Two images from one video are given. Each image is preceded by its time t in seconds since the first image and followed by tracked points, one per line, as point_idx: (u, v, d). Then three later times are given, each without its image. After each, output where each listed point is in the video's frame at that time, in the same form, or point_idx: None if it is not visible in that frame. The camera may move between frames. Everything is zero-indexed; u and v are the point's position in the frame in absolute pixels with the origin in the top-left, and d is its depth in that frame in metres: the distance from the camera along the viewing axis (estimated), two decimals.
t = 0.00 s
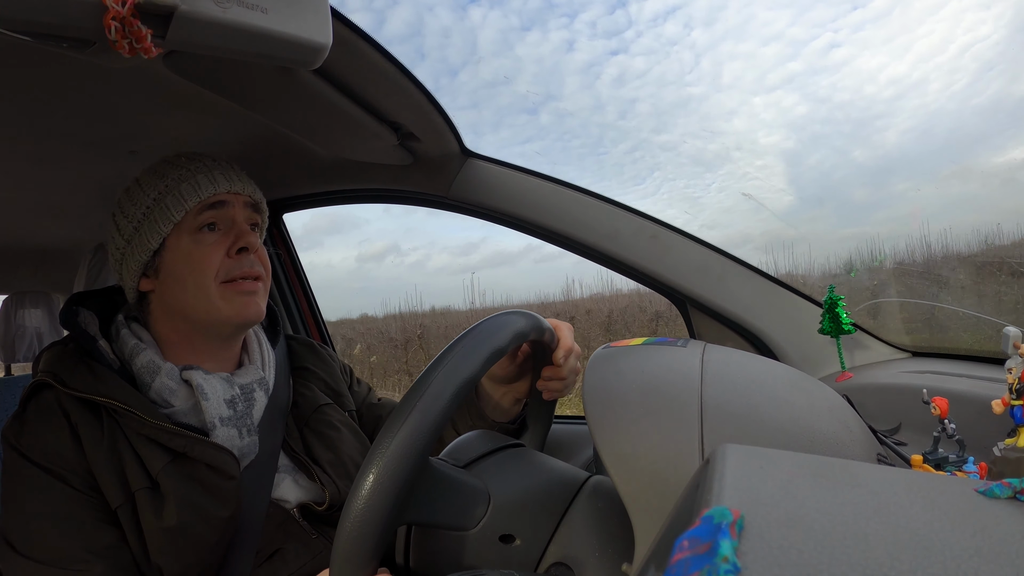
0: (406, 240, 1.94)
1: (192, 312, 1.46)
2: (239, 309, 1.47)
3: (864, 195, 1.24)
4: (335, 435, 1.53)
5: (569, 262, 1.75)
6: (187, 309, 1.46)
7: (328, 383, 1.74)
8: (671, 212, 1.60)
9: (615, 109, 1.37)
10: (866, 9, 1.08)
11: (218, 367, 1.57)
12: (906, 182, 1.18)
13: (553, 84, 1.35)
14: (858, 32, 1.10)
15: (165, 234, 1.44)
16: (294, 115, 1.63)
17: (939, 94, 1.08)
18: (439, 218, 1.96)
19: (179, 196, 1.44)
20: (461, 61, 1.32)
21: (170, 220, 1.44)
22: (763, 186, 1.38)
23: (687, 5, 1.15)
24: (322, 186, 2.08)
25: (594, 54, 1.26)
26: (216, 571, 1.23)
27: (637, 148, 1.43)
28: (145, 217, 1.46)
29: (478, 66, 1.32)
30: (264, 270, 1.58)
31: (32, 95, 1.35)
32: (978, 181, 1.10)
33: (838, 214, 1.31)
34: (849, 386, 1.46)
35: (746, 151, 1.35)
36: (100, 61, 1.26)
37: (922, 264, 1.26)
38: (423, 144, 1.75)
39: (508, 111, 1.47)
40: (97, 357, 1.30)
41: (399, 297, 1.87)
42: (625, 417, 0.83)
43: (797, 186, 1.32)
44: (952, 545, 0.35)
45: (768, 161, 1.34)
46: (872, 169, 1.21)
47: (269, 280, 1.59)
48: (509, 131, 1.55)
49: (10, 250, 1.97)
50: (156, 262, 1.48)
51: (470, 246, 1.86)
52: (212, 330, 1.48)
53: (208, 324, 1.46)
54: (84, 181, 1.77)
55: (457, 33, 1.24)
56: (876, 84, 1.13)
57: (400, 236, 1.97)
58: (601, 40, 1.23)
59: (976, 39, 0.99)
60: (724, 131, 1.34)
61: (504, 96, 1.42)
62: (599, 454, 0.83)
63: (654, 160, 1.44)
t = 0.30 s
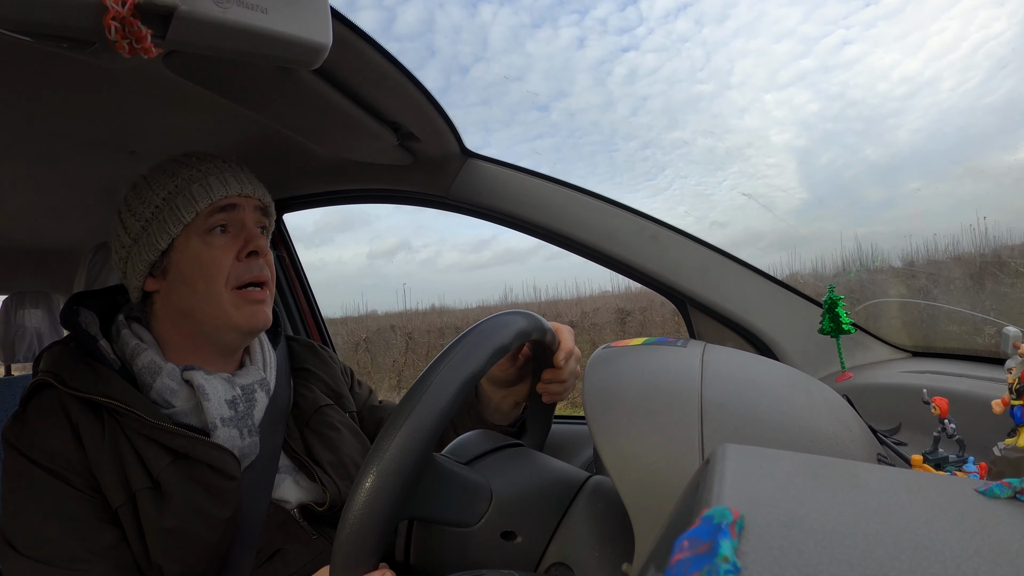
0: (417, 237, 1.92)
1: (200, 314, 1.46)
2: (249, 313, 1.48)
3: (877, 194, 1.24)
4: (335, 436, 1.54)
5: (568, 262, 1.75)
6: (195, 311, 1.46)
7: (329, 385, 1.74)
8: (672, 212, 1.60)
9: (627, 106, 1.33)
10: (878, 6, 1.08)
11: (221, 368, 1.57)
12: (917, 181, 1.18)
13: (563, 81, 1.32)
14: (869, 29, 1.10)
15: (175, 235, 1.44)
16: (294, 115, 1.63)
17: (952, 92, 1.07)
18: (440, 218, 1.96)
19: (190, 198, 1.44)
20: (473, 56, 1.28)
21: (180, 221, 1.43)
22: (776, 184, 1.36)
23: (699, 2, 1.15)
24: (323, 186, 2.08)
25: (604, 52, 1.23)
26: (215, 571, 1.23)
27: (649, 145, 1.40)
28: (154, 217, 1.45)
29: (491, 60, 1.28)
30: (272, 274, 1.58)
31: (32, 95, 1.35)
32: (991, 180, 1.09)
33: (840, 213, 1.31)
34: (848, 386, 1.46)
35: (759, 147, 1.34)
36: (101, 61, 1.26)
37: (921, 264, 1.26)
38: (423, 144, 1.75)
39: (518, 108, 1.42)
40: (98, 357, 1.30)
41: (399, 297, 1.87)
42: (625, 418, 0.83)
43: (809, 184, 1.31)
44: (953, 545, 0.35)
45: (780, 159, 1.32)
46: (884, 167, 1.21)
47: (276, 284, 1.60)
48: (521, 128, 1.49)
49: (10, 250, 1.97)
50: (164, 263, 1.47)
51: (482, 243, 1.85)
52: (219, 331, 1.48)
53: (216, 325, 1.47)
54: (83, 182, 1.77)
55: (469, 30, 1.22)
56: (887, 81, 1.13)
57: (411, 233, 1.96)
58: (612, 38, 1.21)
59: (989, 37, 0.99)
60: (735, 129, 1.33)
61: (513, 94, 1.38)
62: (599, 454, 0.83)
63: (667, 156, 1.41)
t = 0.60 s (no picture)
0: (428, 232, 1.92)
1: (213, 316, 1.46)
2: (263, 317, 1.50)
3: (890, 188, 1.17)
4: (334, 436, 1.53)
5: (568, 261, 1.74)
6: (208, 313, 1.46)
7: (328, 384, 1.74)
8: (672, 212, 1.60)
9: (637, 100, 1.30)
10: None
11: (224, 368, 1.57)
12: (930, 175, 1.11)
13: (574, 75, 1.29)
14: (882, 22, 1.05)
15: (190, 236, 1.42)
16: (294, 115, 1.63)
17: (965, 86, 1.01)
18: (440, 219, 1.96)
19: (208, 201, 1.43)
20: (484, 50, 1.26)
21: (197, 222, 1.42)
22: (788, 178, 1.29)
23: None
24: (323, 186, 2.08)
25: (615, 45, 1.22)
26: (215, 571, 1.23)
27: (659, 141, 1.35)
28: (167, 216, 1.42)
29: (501, 54, 1.26)
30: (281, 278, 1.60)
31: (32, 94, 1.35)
32: (1005, 177, 1.05)
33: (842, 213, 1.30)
34: (848, 386, 1.46)
35: (770, 142, 1.27)
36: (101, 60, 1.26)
37: (921, 267, 1.25)
38: (422, 144, 1.75)
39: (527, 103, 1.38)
40: (95, 359, 1.30)
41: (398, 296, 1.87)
42: (625, 418, 0.83)
43: (821, 179, 1.24)
44: (953, 545, 0.35)
45: (792, 154, 1.26)
46: (896, 163, 1.15)
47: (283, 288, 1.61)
48: (530, 121, 1.44)
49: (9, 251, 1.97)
50: (175, 263, 1.45)
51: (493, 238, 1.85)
52: (229, 334, 1.49)
53: (227, 328, 1.47)
54: (84, 182, 1.77)
55: (479, 24, 1.20)
56: (901, 74, 1.08)
57: (422, 228, 1.97)
58: (623, 31, 1.20)
59: (1002, 30, 0.95)
60: (747, 123, 1.27)
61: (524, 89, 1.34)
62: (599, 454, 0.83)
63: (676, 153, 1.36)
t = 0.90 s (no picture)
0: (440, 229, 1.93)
1: (236, 318, 1.47)
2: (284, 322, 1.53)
3: (902, 180, 1.17)
4: (338, 434, 1.53)
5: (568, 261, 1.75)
6: (232, 315, 1.46)
7: (329, 385, 1.74)
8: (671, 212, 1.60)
9: (648, 93, 1.28)
10: None
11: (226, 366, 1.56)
12: (944, 166, 1.11)
13: (583, 69, 1.28)
14: (893, 12, 1.06)
15: (229, 240, 1.42)
16: (295, 115, 1.63)
17: (978, 76, 1.01)
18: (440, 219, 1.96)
19: (248, 208, 1.45)
20: (494, 44, 1.25)
21: (237, 227, 1.42)
22: (801, 172, 1.29)
23: None
24: (324, 186, 2.08)
25: (625, 38, 1.20)
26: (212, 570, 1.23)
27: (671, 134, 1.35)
28: (205, 216, 1.40)
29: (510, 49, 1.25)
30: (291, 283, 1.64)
31: (32, 94, 1.35)
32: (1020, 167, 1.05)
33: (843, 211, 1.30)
34: (848, 386, 1.46)
35: (782, 135, 1.27)
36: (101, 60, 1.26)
37: (922, 266, 1.26)
38: (423, 144, 1.75)
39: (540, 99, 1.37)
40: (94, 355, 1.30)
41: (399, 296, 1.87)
42: (626, 417, 0.83)
43: (833, 171, 1.24)
44: (953, 545, 0.35)
45: (804, 145, 1.26)
46: (910, 153, 1.14)
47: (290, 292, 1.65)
48: (541, 116, 1.42)
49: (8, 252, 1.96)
50: (209, 264, 1.42)
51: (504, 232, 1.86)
52: (249, 335, 1.50)
53: (247, 330, 1.49)
54: (83, 182, 1.77)
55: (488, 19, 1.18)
56: (912, 66, 1.08)
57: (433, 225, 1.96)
58: (632, 24, 1.18)
59: (1016, 19, 0.94)
60: (758, 115, 1.27)
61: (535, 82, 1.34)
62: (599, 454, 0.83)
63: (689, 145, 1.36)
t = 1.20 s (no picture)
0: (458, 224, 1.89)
1: (240, 317, 1.48)
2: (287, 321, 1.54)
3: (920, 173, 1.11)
4: (340, 436, 1.53)
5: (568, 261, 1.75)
6: (236, 315, 1.47)
7: (330, 386, 1.74)
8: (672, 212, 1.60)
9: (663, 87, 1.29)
10: None
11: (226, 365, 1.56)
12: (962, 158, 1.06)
13: (597, 62, 1.26)
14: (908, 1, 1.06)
15: (236, 240, 1.42)
16: (295, 115, 1.63)
17: (995, 66, 1.00)
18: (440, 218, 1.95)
19: (254, 209, 1.45)
20: (508, 39, 1.22)
21: (245, 227, 1.43)
22: (818, 164, 1.26)
23: None
24: (325, 186, 2.08)
25: (638, 31, 1.19)
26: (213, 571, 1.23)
27: (687, 126, 1.35)
28: (213, 217, 1.40)
29: (524, 43, 1.22)
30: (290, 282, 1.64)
31: (32, 94, 1.35)
32: None
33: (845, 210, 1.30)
34: (848, 385, 1.46)
35: (797, 127, 1.26)
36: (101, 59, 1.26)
37: (923, 265, 1.25)
38: (423, 144, 1.75)
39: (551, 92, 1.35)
40: (94, 355, 1.30)
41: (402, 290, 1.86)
42: (625, 417, 0.83)
43: (849, 164, 1.21)
44: (953, 545, 0.35)
45: (820, 137, 1.24)
46: (928, 145, 1.10)
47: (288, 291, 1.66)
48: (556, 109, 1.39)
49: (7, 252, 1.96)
50: (215, 264, 1.42)
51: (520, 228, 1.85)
52: (252, 335, 1.51)
53: (252, 330, 1.50)
54: (83, 182, 1.77)
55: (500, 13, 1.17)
56: (928, 55, 1.07)
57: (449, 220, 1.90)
58: (646, 17, 1.17)
59: None
60: (773, 107, 1.27)
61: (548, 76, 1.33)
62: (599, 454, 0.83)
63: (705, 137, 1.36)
